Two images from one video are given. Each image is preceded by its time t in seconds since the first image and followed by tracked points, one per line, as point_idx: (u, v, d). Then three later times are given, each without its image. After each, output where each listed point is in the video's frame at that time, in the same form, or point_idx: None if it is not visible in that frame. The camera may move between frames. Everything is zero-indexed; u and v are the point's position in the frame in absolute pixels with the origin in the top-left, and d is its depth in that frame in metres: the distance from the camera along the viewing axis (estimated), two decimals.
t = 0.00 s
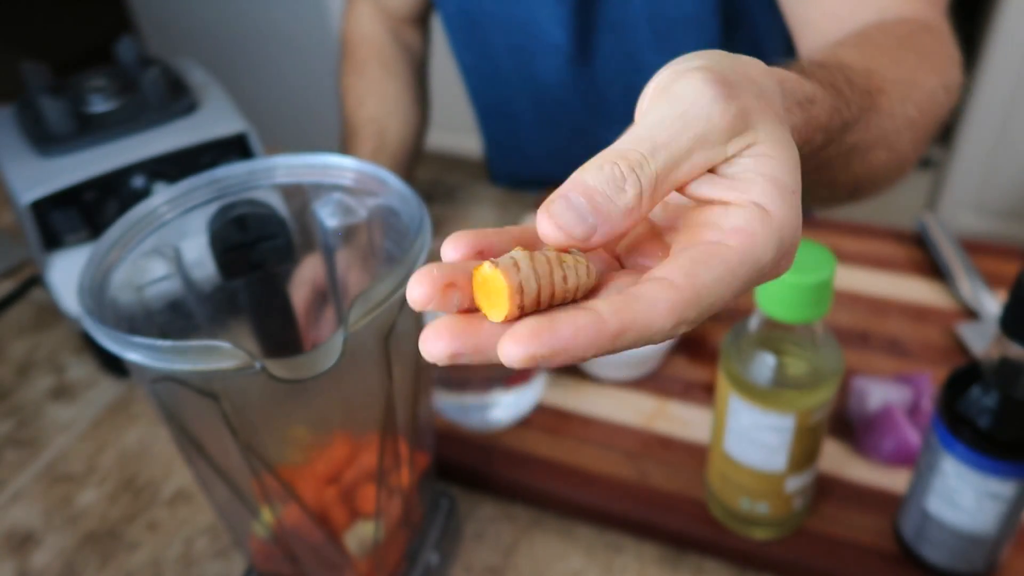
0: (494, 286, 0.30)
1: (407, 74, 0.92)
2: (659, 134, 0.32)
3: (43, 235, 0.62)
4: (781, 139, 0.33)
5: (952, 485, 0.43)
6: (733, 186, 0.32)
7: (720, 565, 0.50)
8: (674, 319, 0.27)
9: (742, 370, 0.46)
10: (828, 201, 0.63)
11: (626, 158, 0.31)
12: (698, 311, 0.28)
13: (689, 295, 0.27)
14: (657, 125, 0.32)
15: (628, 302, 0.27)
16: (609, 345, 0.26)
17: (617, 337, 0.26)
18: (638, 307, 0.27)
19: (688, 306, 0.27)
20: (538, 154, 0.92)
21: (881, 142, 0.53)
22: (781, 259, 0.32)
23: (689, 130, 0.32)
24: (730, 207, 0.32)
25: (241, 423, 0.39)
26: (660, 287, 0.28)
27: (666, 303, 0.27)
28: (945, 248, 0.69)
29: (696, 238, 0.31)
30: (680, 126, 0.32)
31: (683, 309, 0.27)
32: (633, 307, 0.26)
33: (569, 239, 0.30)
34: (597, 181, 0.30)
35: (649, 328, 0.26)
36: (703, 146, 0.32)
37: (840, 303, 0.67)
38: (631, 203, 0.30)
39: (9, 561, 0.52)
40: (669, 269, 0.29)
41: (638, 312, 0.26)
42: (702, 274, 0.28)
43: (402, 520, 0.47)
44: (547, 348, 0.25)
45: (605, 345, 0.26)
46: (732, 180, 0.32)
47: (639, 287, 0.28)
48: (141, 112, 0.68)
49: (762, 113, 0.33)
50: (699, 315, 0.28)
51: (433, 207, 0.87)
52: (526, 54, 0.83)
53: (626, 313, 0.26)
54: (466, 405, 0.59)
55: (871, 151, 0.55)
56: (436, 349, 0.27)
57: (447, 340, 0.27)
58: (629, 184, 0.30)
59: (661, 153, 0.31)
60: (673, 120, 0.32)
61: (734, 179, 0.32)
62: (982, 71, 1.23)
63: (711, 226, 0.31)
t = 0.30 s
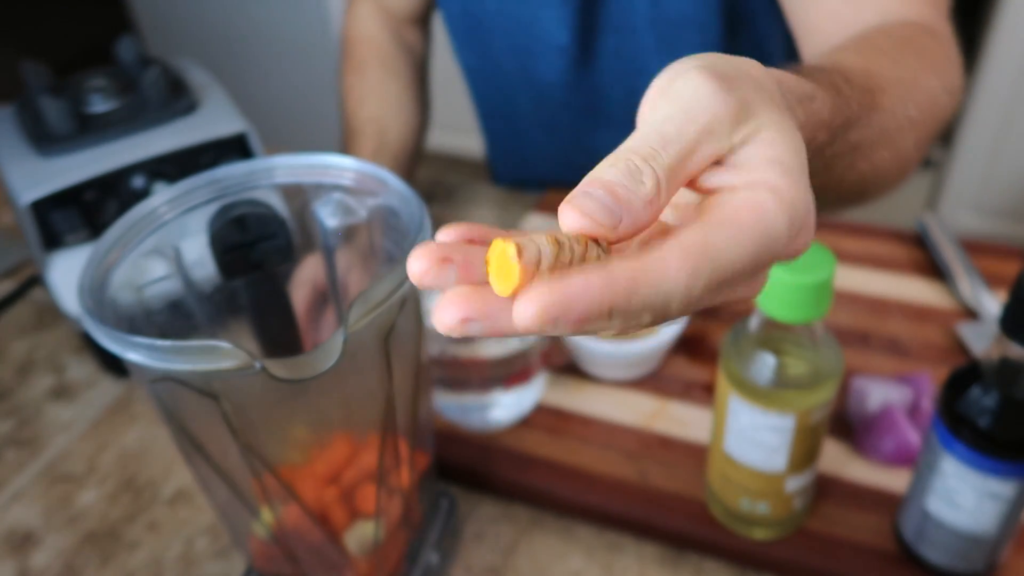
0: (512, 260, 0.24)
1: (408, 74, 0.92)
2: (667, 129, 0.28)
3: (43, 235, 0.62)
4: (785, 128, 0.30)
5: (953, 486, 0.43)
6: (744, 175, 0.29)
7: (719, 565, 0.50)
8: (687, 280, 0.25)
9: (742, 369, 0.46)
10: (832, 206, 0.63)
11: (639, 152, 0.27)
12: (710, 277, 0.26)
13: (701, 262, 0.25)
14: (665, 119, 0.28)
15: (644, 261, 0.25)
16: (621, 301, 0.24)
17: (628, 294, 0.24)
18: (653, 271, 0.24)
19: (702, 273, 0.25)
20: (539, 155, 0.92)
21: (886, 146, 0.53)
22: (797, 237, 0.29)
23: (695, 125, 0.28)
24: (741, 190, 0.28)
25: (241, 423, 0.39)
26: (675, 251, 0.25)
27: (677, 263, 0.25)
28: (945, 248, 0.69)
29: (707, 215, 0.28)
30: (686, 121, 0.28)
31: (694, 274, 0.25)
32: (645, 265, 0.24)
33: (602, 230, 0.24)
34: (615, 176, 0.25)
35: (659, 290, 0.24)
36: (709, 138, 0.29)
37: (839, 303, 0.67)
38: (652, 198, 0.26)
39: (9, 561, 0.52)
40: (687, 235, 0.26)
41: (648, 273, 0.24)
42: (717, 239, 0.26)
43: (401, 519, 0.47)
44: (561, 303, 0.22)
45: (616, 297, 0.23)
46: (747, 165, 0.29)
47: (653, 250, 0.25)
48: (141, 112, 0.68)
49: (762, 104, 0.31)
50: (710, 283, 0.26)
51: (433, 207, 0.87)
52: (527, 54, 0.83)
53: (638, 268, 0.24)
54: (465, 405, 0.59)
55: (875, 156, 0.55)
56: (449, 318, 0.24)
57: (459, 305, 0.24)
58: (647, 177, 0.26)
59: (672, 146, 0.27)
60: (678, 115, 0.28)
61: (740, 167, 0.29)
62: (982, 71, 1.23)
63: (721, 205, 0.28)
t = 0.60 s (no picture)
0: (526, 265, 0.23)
1: (408, 74, 0.92)
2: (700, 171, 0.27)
3: (43, 235, 0.62)
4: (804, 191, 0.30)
5: (953, 486, 0.43)
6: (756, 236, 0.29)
7: (719, 565, 0.50)
8: (669, 347, 0.26)
9: (741, 369, 0.46)
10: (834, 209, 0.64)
11: (674, 192, 0.25)
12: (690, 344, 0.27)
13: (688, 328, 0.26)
14: (697, 160, 0.27)
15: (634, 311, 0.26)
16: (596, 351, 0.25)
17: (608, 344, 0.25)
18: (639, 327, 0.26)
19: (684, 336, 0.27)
20: (540, 156, 0.92)
21: (886, 149, 0.53)
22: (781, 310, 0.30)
23: (731, 171, 0.27)
24: (749, 254, 0.29)
25: (241, 423, 0.39)
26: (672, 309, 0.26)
27: (665, 327, 0.26)
28: (945, 248, 0.69)
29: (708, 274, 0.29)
30: (720, 164, 0.27)
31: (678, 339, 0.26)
32: (636, 321, 0.26)
33: (633, 273, 0.23)
34: (651, 212, 0.24)
35: (639, 348, 0.26)
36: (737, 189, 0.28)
37: (839, 304, 0.67)
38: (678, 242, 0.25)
39: (9, 561, 0.52)
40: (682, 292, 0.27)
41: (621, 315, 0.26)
42: (706, 298, 0.27)
43: (402, 519, 0.47)
44: (542, 324, 0.24)
45: (593, 344, 0.25)
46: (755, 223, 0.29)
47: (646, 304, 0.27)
48: (141, 112, 0.68)
49: (790, 160, 0.30)
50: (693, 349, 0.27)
51: (432, 207, 0.87)
52: (527, 55, 0.83)
53: (627, 325, 0.25)
54: (465, 405, 0.59)
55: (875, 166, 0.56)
56: (455, 233, 0.24)
57: (464, 222, 0.24)
58: (681, 221, 0.25)
59: (705, 193, 0.26)
60: (710, 157, 0.27)
61: (756, 227, 0.29)
62: (981, 71, 1.23)
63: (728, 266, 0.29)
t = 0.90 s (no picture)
0: (513, 320, 0.24)
1: (408, 74, 0.92)
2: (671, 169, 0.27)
3: (43, 235, 0.62)
4: (783, 155, 0.30)
5: (953, 486, 0.43)
6: (758, 210, 0.29)
7: (719, 565, 0.50)
8: (722, 326, 0.25)
9: (741, 370, 0.45)
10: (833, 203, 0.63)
11: (642, 198, 0.26)
12: (741, 321, 0.26)
13: (734, 305, 0.26)
14: (663, 162, 0.27)
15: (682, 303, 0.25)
16: (656, 348, 0.24)
17: (665, 339, 0.24)
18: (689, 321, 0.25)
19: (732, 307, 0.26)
20: (540, 155, 0.92)
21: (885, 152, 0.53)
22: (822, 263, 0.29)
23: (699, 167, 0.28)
24: (760, 224, 0.28)
25: (242, 423, 0.39)
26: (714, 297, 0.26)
27: (711, 307, 0.25)
28: (945, 248, 0.69)
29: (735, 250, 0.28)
30: (687, 161, 0.27)
31: (731, 316, 0.26)
32: (678, 312, 0.25)
33: (605, 287, 0.25)
34: (620, 226, 0.25)
35: (694, 334, 0.25)
36: (709, 176, 0.28)
37: (839, 304, 0.67)
38: (658, 243, 0.25)
39: (9, 561, 0.52)
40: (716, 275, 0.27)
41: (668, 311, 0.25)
42: (744, 271, 0.27)
43: (402, 520, 0.47)
44: (599, 339, 0.23)
45: (650, 344, 0.24)
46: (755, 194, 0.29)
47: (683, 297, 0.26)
48: (141, 111, 0.68)
49: (758, 136, 0.30)
50: (745, 324, 0.26)
51: (432, 207, 0.87)
52: (526, 54, 0.83)
53: (673, 313, 0.25)
54: (465, 405, 0.59)
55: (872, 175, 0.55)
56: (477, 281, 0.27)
57: (472, 274, 0.27)
58: (652, 223, 0.25)
59: (677, 192, 0.27)
60: (676, 156, 0.27)
61: (752, 203, 0.29)
62: (982, 71, 1.23)
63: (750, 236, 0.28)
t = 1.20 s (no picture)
0: (551, 306, 0.30)
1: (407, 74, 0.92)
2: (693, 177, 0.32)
3: (43, 234, 0.62)
4: (796, 170, 0.34)
5: (953, 486, 0.43)
6: (761, 221, 0.34)
7: (718, 565, 0.50)
8: (719, 338, 0.30)
9: (742, 370, 0.46)
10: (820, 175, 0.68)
11: (661, 208, 0.31)
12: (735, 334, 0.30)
13: (731, 321, 0.30)
14: (684, 170, 0.32)
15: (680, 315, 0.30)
16: (658, 357, 0.29)
17: (667, 349, 0.29)
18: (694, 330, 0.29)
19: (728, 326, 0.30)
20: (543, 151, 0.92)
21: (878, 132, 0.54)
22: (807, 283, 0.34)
23: (715, 175, 0.32)
24: (760, 238, 0.33)
25: (241, 423, 0.39)
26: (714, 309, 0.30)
27: (711, 323, 0.30)
28: (945, 248, 0.69)
29: (731, 264, 0.33)
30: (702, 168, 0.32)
31: (726, 331, 0.30)
32: (682, 322, 0.29)
33: (623, 290, 0.30)
34: (638, 235, 0.30)
35: (691, 346, 0.29)
36: (728, 183, 0.32)
37: (839, 304, 0.67)
38: (671, 252, 0.31)
39: (9, 561, 0.52)
40: (713, 290, 0.31)
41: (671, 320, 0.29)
42: (742, 286, 0.31)
43: (402, 519, 0.47)
44: (603, 350, 0.28)
45: (652, 352, 0.29)
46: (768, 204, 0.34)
47: (686, 307, 0.30)
48: (141, 111, 0.68)
49: (777, 143, 0.35)
50: (739, 336, 0.31)
51: (433, 207, 0.87)
52: (528, 44, 0.83)
53: (676, 328, 0.29)
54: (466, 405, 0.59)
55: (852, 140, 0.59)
56: (477, 339, 0.32)
57: (496, 299, 0.33)
58: (666, 232, 0.31)
59: (691, 201, 0.32)
60: (693, 165, 0.32)
61: (758, 212, 0.34)
62: (981, 71, 1.23)
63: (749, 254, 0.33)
